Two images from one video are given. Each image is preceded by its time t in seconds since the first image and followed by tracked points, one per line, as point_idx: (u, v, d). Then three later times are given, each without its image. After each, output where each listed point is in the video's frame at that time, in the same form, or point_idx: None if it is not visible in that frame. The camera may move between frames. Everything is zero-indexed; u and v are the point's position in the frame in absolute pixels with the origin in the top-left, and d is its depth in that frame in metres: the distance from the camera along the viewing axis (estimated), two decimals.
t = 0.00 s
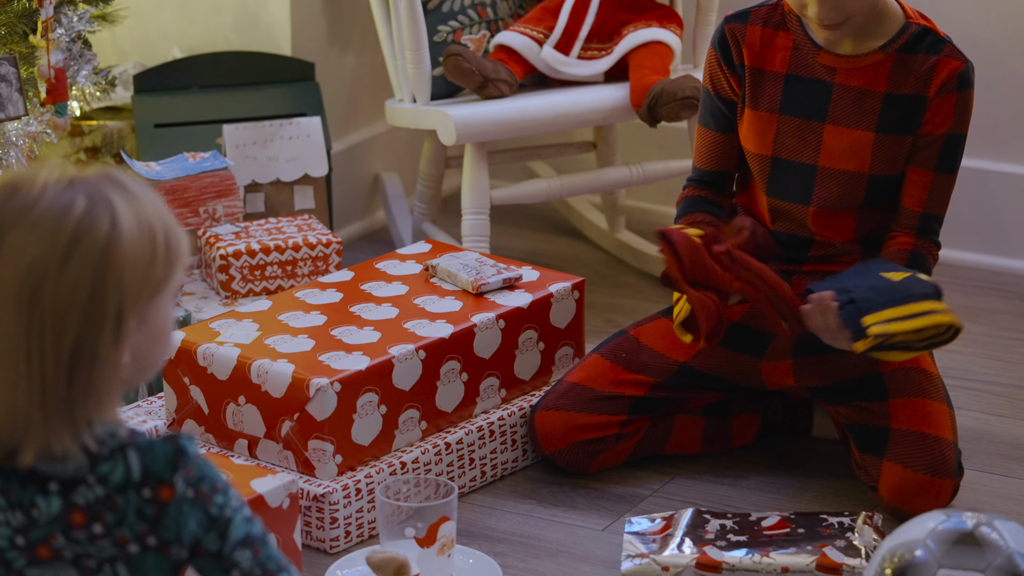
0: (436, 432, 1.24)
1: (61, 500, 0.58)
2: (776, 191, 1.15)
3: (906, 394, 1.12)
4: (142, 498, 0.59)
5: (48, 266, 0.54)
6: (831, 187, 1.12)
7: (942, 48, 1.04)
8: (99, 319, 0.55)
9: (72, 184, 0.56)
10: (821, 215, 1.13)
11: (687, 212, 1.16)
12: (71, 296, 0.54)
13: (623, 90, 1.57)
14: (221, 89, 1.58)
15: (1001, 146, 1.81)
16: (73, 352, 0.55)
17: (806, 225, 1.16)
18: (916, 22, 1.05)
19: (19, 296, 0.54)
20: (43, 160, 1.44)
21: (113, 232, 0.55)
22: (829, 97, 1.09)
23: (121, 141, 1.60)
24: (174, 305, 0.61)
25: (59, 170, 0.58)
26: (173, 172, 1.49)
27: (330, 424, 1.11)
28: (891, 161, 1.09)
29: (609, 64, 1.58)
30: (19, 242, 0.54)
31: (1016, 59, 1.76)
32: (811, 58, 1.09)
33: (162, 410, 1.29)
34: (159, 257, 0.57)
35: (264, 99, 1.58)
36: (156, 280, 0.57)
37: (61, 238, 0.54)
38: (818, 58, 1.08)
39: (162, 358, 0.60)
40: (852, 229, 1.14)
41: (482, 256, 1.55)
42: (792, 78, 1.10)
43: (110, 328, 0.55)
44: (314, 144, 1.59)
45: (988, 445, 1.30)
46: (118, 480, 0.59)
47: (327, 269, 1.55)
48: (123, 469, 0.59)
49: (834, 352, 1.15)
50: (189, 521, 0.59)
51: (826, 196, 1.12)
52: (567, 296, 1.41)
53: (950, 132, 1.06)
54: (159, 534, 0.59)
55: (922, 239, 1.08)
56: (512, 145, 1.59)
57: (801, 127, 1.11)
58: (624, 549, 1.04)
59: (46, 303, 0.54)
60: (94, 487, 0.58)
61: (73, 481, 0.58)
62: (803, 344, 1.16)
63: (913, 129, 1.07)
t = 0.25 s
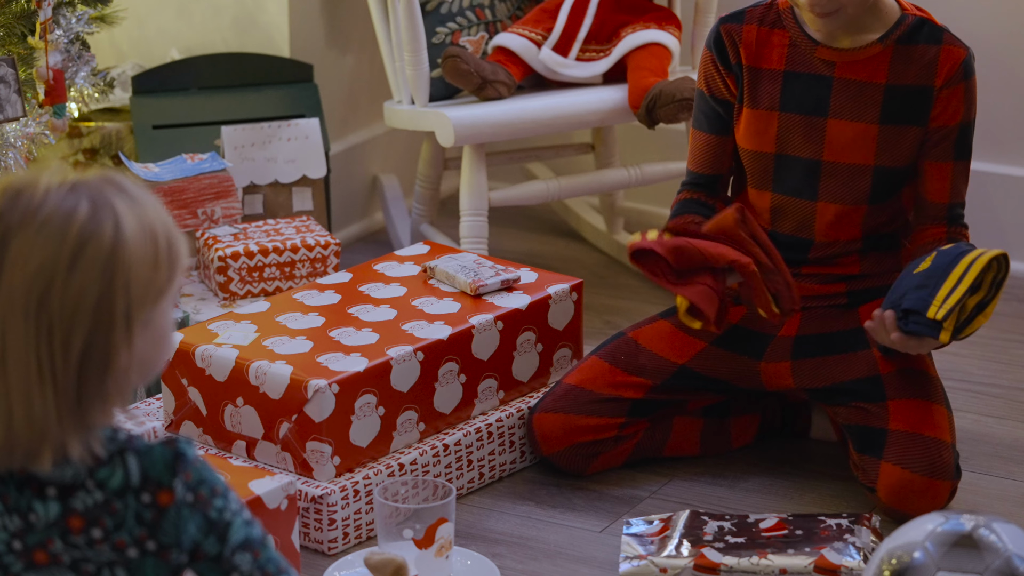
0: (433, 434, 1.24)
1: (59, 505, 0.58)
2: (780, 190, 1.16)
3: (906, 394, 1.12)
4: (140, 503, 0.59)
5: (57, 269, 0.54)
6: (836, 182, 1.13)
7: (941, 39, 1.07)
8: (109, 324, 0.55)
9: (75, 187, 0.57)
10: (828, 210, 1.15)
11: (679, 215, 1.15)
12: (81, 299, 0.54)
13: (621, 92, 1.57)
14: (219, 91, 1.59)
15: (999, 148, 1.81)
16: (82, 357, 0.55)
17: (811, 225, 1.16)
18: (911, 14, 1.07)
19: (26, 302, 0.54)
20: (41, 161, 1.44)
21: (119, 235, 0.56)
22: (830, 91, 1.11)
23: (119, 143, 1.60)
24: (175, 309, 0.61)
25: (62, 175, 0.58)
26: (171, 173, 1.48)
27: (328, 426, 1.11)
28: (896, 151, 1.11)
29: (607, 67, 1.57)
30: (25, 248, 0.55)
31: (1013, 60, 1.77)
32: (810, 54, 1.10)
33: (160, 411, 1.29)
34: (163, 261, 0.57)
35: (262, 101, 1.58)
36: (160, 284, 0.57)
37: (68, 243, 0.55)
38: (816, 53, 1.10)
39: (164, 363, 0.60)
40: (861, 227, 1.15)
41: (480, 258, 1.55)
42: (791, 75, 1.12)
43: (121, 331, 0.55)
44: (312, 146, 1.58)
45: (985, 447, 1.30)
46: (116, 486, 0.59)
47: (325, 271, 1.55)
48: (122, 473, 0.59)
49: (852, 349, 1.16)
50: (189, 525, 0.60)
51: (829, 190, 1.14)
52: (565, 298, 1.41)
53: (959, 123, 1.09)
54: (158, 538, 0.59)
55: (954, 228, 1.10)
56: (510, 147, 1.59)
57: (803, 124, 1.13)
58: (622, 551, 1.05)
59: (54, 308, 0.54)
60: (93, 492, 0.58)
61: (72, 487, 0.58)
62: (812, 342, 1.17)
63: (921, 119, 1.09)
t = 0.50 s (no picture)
0: (432, 436, 1.24)
1: (51, 508, 0.59)
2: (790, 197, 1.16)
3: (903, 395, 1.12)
4: (133, 503, 0.59)
5: (44, 267, 0.55)
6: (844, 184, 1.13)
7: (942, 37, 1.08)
8: (91, 325, 0.55)
9: (81, 188, 0.57)
10: (838, 214, 1.14)
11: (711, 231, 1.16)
12: (60, 300, 0.55)
13: (619, 94, 1.57)
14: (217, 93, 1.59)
15: (997, 150, 1.81)
16: (58, 356, 0.55)
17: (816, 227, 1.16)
18: (910, 13, 1.08)
19: (13, 295, 0.55)
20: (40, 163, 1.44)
21: (115, 238, 0.56)
22: (834, 95, 1.10)
23: (118, 145, 1.60)
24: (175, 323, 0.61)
25: (72, 176, 0.59)
26: (170, 175, 1.49)
27: (327, 428, 1.11)
28: (903, 152, 1.11)
29: (606, 68, 1.57)
30: (19, 242, 0.55)
31: (1012, 62, 1.77)
32: (811, 58, 1.10)
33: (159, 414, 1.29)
34: (159, 271, 0.57)
35: (261, 103, 1.58)
36: (151, 294, 0.57)
37: (58, 243, 0.55)
38: (818, 57, 1.10)
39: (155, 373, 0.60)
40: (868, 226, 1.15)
41: (478, 260, 1.55)
42: (794, 80, 1.11)
43: (100, 334, 0.55)
44: (311, 148, 1.58)
45: (984, 449, 1.30)
46: (107, 487, 0.59)
47: (324, 273, 1.54)
48: (113, 475, 0.59)
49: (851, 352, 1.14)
50: (181, 523, 0.60)
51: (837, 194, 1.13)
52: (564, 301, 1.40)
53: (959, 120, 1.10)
54: (151, 538, 0.60)
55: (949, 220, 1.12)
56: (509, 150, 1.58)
57: (813, 128, 1.12)
58: (622, 552, 1.04)
59: (36, 304, 0.55)
60: (84, 494, 0.59)
61: (63, 488, 0.59)
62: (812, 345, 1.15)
63: (925, 118, 1.10)
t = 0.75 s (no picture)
0: (432, 437, 1.24)
1: (44, 525, 0.58)
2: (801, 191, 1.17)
3: (906, 400, 1.11)
4: (124, 521, 0.59)
5: (85, 256, 0.56)
6: (851, 176, 1.15)
7: (945, 26, 1.11)
8: (134, 314, 0.57)
9: (103, 188, 0.59)
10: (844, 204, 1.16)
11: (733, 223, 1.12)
12: (103, 288, 0.56)
13: (619, 94, 1.57)
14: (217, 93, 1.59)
15: (997, 151, 1.82)
16: (98, 341, 0.56)
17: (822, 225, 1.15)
18: (913, 6, 1.12)
19: (49, 280, 0.56)
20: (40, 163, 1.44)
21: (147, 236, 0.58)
22: (843, 86, 1.13)
23: (118, 145, 1.60)
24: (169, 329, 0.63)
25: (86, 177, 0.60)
26: (169, 176, 1.49)
27: (327, 428, 1.11)
28: (910, 141, 1.14)
29: (606, 69, 1.57)
30: (54, 229, 0.56)
31: (1012, 62, 1.77)
32: (820, 50, 1.12)
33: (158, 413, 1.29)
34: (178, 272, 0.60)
35: (261, 103, 1.58)
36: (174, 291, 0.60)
37: (97, 234, 0.57)
38: (827, 48, 1.12)
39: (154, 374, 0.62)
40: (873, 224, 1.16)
41: (478, 260, 1.55)
42: (803, 72, 1.13)
43: (144, 322, 0.57)
44: (311, 148, 1.58)
45: (985, 449, 1.30)
46: (100, 504, 0.59)
47: (323, 274, 1.54)
48: (106, 491, 0.59)
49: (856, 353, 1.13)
50: (169, 542, 0.60)
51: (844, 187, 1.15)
52: (563, 301, 1.40)
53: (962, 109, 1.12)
54: (142, 557, 0.59)
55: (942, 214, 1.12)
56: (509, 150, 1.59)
57: (823, 119, 1.14)
58: (621, 553, 1.04)
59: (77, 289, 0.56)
60: (76, 512, 0.58)
61: (55, 506, 0.58)
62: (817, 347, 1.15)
63: (928, 107, 1.13)
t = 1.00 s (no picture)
0: (431, 437, 1.24)
1: (40, 524, 0.59)
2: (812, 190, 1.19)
3: (908, 401, 1.12)
4: (119, 522, 0.59)
5: (67, 262, 0.56)
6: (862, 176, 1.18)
7: (964, 37, 1.14)
8: (126, 311, 0.57)
9: (78, 189, 0.59)
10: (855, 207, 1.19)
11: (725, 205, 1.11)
12: (91, 288, 0.56)
13: (619, 95, 1.57)
14: (216, 94, 1.59)
15: (996, 151, 1.82)
16: (93, 345, 0.56)
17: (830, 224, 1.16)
18: (935, 15, 1.15)
19: (36, 291, 0.56)
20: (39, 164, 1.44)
21: (125, 232, 0.57)
22: (860, 88, 1.16)
23: (117, 146, 1.60)
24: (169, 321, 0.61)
25: (63, 180, 0.60)
26: (169, 176, 1.49)
27: (326, 429, 1.11)
28: (922, 148, 1.17)
29: (606, 69, 1.57)
30: (36, 238, 0.56)
31: (1012, 63, 1.77)
32: (839, 50, 1.15)
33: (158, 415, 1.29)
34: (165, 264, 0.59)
35: (260, 104, 1.58)
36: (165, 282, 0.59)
37: (76, 239, 0.56)
38: (846, 50, 1.15)
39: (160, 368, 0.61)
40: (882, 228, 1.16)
41: (478, 261, 1.55)
42: (820, 71, 1.16)
43: (139, 316, 0.57)
44: (310, 149, 1.58)
45: (984, 450, 1.30)
46: (95, 504, 0.59)
47: (322, 275, 1.55)
48: (101, 493, 0.59)
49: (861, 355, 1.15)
50: (161, 547, 0.58)
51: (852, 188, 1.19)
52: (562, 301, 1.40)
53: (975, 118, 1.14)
54: (136, 558, 0.59)
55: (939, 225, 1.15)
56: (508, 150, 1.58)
57: (835, 120, 1.17)
58: (621, 553, 1.04)
59: (65, 296, 0.56)
60: (72, 510, 0.59)
61: (51, 504, 0.59)
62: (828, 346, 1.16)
63: (942, 115, 1.15)
